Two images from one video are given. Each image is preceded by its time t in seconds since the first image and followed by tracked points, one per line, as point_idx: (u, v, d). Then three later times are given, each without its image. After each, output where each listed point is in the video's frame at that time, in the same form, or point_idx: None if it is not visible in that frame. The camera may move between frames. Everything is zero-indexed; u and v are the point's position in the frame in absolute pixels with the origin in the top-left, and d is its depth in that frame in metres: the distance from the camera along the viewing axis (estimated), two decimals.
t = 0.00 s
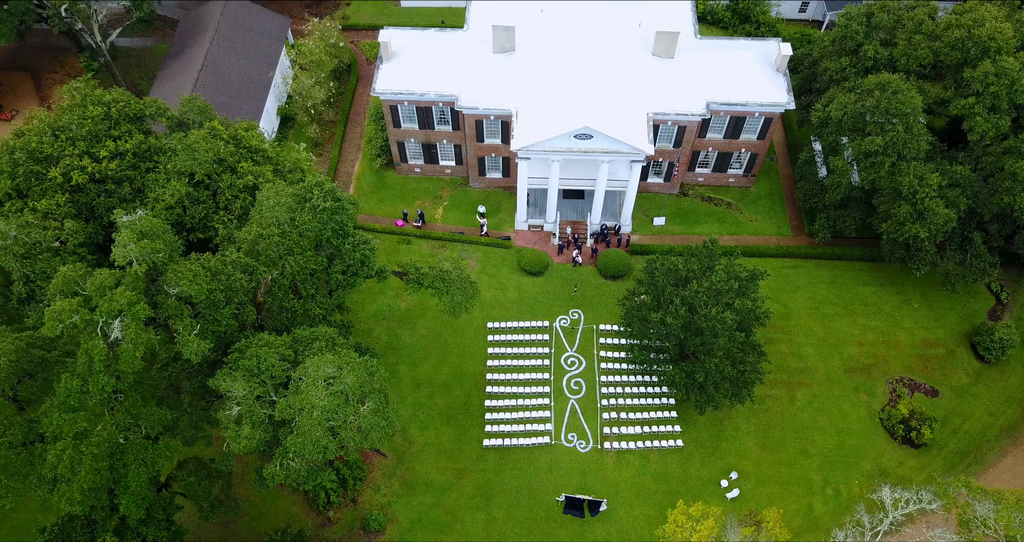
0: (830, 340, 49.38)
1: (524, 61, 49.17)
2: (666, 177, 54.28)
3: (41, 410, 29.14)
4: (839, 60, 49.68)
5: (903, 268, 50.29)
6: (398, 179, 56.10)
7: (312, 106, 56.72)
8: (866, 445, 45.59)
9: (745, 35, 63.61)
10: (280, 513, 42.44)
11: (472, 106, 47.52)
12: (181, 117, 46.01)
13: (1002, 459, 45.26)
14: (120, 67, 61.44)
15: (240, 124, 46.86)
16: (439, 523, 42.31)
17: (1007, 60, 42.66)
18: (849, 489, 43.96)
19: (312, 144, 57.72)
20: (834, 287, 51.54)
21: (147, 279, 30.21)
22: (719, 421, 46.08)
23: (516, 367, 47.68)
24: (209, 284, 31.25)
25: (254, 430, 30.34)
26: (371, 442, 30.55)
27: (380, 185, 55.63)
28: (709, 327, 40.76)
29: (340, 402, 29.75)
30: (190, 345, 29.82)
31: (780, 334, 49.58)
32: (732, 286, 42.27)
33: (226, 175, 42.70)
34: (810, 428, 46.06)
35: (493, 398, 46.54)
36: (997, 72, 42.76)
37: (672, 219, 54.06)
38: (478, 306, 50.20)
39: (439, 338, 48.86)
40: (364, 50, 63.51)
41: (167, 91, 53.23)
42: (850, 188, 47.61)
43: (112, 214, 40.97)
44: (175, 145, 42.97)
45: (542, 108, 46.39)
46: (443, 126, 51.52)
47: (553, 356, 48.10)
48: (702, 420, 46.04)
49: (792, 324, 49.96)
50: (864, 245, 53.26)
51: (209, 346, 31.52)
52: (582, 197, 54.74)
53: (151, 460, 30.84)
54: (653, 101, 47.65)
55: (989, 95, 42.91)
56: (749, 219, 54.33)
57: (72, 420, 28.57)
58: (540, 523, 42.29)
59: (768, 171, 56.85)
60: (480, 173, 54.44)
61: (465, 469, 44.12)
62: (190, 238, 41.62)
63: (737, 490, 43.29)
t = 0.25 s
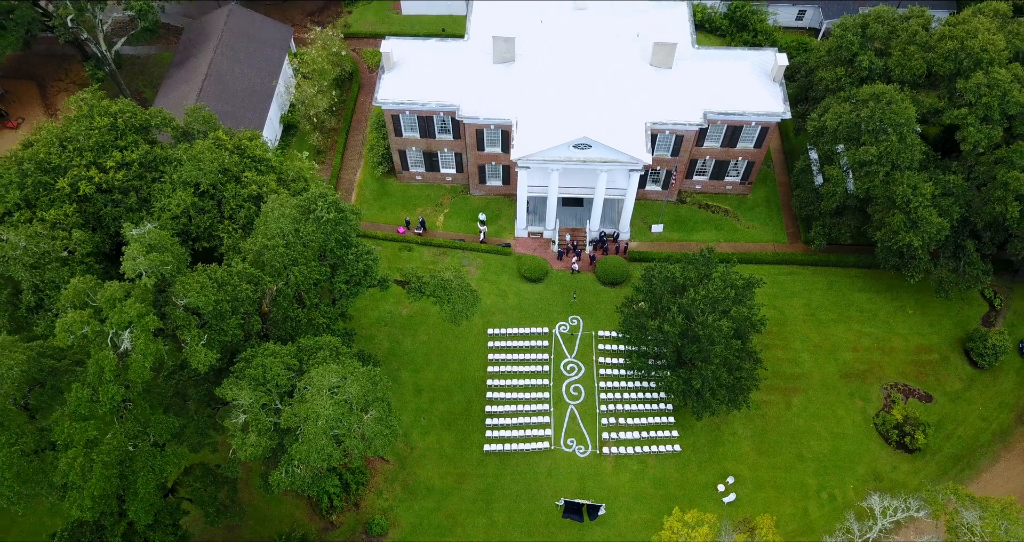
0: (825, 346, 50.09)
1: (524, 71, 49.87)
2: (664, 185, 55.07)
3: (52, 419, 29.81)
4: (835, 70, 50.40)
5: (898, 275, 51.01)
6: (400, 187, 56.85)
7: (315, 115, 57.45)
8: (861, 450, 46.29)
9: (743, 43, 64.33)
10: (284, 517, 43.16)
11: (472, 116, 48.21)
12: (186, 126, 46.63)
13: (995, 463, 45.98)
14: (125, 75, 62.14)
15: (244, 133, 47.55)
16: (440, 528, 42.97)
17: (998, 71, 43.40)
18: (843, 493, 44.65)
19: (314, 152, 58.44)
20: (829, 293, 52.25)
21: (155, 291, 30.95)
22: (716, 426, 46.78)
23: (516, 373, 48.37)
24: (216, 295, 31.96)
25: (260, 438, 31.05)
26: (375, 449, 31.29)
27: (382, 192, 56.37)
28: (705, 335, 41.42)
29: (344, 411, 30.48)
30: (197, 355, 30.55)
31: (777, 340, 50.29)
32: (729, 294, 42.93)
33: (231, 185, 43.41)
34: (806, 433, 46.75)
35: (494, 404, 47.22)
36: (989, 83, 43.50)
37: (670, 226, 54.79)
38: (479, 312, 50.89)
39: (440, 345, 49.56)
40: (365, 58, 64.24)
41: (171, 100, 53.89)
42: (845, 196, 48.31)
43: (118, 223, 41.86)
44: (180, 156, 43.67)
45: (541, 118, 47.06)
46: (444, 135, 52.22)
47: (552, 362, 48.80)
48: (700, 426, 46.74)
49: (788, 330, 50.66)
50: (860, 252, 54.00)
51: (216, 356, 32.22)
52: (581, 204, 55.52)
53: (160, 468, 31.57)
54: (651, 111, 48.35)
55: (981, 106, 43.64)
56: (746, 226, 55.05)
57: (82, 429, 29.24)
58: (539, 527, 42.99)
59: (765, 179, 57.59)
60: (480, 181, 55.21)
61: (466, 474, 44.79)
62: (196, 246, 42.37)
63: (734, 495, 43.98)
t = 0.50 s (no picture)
0: (821, 352, 50.80)
1: (524, 81, 50.59)
2: (662, 192, 55.84)
3: (63, 427, 30.50)
4: (830, 79, 51.15)
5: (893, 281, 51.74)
6: (401, 194, 57.61)
7: (317, 122, 58.16)
8: (855, 455, 46.99)
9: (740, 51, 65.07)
10: (287, 521, 43.87)
11: (473, 126, 48.92)
12: (191, 136, 47.33)
13: (988, 468, 46.69)
14: (129, 83, 62.81)
15: (248, 143, 48.26)
16: (441, 531, 43.66)
17: (990, 82, 44.17)
18: (840, 497, 45.37)
19: (317, 160, 59.15)
20: (825, 299, 52.98)
21: (164, 302, 31.67)
22: (713, 431, 47.49)
23: (516, 379, 49.07)
24: (223, 306, 32.67)
25: (266, 446, 31.77)
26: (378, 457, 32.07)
27: (384, 200, 57.10)
28: (702, 342, 42.10)
29: (348, 419, 31.21)
30: (205, 365, 31.28)
31: (773, 345, 51.01)
32: (725, 301, 43.63)
33: (236, 194, 44.13)
34: (802, 437, 47.45)
35: (494, 409, 47.89)
36: (981, 94, 44.26)
37: (668, 233, 55.55)
38: (479, 318, 51.58)
39: (441, 351, 50.26)
40: (367, 66, 64.95)
41: (175, 108, 54.57)
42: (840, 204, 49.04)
43: (124, 233, 42.60)
44: (186, 166, 44.38)
45: (540, 128, 47.77)
46: (445, 144, 52.91)
47: (552, 368, 49.51)
48: (697, 431, 47.46)
49: (784, 336, 51.37)
50: (855, 259, 54.76)
51: (223, 365, 32.94)
52: (580, 212, 56.30)
53: (168, 474, 32.28)
54: (648, 121, 49.08)
55: (973, 117, 44.39)
56: (743, 233, 55.79)
57: (92, 437, 29.96)
58: (539, 531, 43.68)
59: (762, 186, 58.35)
60: (481, 189, 55.98)
61: (466, 479, 45.47)
62: (200, 255, 43.08)
63: (730, 499, 44.67)
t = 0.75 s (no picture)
0: (817, 357, 51.50)
1: (524, 90, 51.29)
2: (660, 200, 56.59)
3: (73, 435, 31.23)
4: (826, 89, 51.86)
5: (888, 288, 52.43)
6: (403, 201, 58.36)
7: (320, 130, 58.87)
8: (850, 459, 47.68)
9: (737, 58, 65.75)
10: (291, 525, 44.58)
11: (473, 135, 49.63)
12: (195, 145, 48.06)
13: (981, 472, 47.39)
14: (134, 91, 63.53)
15: (251, 152, 48.98)
16: (442, 535, 44.36)
17: (983, 93, 44.89)
18: (835, 502, 46.07)
19: (319, 167, 59.89)
20: (821, 305, 53.69)
21: (172, 313, 32.38)
22: (710, 436, 48.18)
23: (516, 384, 49.75)
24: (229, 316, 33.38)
25: (271, 453, 32.47)
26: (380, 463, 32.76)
27: (385, 207, 57.84)
28: (699, 348, 42.77)
29: (352, 427, 31.91)
30: (212, 374, 31.99)
31: (769, 351, 51.71)
32: (722, 308, 44.31)
33: (240, 203, 44.84)
34: (797, 442, 48.14)
35: (494, 414, 48.58)
36: (974, 105, 44.99)
37: (666, 240, 56.29)
38: (480, 324, 52.27)
39: (442, 357, 50.96)
40: (368, 74, 65.66)
41: (179, 117, 55.28)
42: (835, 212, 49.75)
43: (131, 241, 43.36)
44: (191, 176, 45.10)
45: (540, 137, 48.43)
46: (446, 152, 53.62)
47: (551, 374, 50.20)
48: (694, 436, 48.15)
49: (780, 341, 52.08)
50: (850, 265, 55.48)
51: (228, 374, 33.65)
52: (579, 218, 57.05)
53: (175, 481, 33.01)
54: (646, 130, 49.76)
55: (966, 127, 45.06)
56: (740, 239, 56.51)
57: (102, 445, 30.71)
58: (539, 535, 44.38)
59: (759, 193, 59.08)
60: (481, 196, 56.76)
61: (467, 483, 46.16)
62: (205, 263, 43.81)
63: (727, 503, 45.37)
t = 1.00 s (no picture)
0: (813, 363, 52.22)
1: (523, 99, 52.00)
2: (658, 207, 57.33)
3: (83, 443, 31.94)
4: (821, 98, 52.58)
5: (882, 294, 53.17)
6: (404, 208, 59.09)
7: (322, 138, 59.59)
8: (845, 463, 48.38)
9: (734, 66, 66.47)
10: (294, 529, 45.26)
11: (473, 144, 50.33)
12: (200, 154, 48.74)
13: (975, 475, 48.10)
14: (137, 99, 64.22)
15: (255, 161, 49.67)
16: (443, 538, 45.04)
17: (975, 103, 45.61)
18: (830, 505, 46.76)
19: (321, 174, 60.60)
20: (816, 311, 54.41)
21: (179, 322, 33.07)
22: (707, 440, 48.90)
23: (516, 390, 50.44)
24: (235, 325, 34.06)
25: (276, 460, 33.17)
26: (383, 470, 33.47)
27: (386, 213, 58.57)
28: (696, 355, 43.45)
29: (355, 435, 32.62)
30: (218, 382, 32.70)
31: (766, 357, 52.42)
32: (718, 315, 45.00)
33: (244, 212, 45.52)
34: (793, 447, 48.84)
35: (494, 420, 49.25)
36: (967, 115, 45.69)
37: (664, 246, 57.03)
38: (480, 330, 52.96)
39: (443, 362, 51.65)
40: (369, 81, 66.43)
41: (183, 125, 55.95)
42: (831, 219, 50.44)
43: (136, 250, 44.05)
44: (195, 185, 45.79)
45: (540, 146, 49.08)
46: (447, 160, 54.33)
47: (550, 379, 50.89)
48: (692, 441, 48.85)
49: (776, 347, 52.80)
50: (846, 271, 56.22)
51: (234, 382, 34.35)
52: (578, 225, 57.77)
53: (182, 487, 33.71)
54: (644, 139, 50.45)
55: (959, 136, 45.73)
56: (737, 246, 57.24)
57: (111, 453, 31.40)
58: (538, 538, 45.06)
59: (756, 200, 59.84)
60: (481, 203, 57.52)
61: (467, 487, 46.83)
62: (210, 271, 44.50)
63: (724, 507, 46.07)
